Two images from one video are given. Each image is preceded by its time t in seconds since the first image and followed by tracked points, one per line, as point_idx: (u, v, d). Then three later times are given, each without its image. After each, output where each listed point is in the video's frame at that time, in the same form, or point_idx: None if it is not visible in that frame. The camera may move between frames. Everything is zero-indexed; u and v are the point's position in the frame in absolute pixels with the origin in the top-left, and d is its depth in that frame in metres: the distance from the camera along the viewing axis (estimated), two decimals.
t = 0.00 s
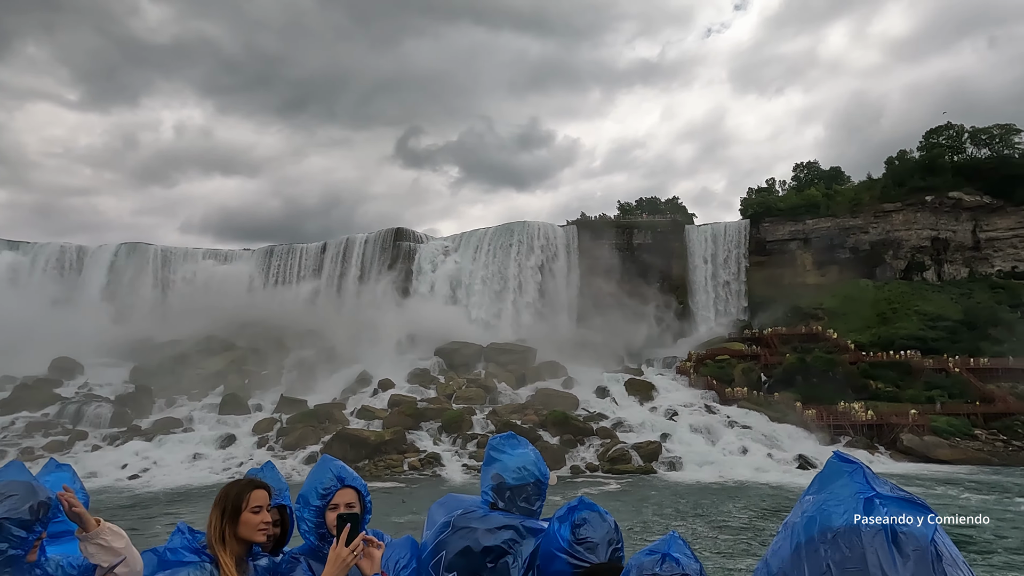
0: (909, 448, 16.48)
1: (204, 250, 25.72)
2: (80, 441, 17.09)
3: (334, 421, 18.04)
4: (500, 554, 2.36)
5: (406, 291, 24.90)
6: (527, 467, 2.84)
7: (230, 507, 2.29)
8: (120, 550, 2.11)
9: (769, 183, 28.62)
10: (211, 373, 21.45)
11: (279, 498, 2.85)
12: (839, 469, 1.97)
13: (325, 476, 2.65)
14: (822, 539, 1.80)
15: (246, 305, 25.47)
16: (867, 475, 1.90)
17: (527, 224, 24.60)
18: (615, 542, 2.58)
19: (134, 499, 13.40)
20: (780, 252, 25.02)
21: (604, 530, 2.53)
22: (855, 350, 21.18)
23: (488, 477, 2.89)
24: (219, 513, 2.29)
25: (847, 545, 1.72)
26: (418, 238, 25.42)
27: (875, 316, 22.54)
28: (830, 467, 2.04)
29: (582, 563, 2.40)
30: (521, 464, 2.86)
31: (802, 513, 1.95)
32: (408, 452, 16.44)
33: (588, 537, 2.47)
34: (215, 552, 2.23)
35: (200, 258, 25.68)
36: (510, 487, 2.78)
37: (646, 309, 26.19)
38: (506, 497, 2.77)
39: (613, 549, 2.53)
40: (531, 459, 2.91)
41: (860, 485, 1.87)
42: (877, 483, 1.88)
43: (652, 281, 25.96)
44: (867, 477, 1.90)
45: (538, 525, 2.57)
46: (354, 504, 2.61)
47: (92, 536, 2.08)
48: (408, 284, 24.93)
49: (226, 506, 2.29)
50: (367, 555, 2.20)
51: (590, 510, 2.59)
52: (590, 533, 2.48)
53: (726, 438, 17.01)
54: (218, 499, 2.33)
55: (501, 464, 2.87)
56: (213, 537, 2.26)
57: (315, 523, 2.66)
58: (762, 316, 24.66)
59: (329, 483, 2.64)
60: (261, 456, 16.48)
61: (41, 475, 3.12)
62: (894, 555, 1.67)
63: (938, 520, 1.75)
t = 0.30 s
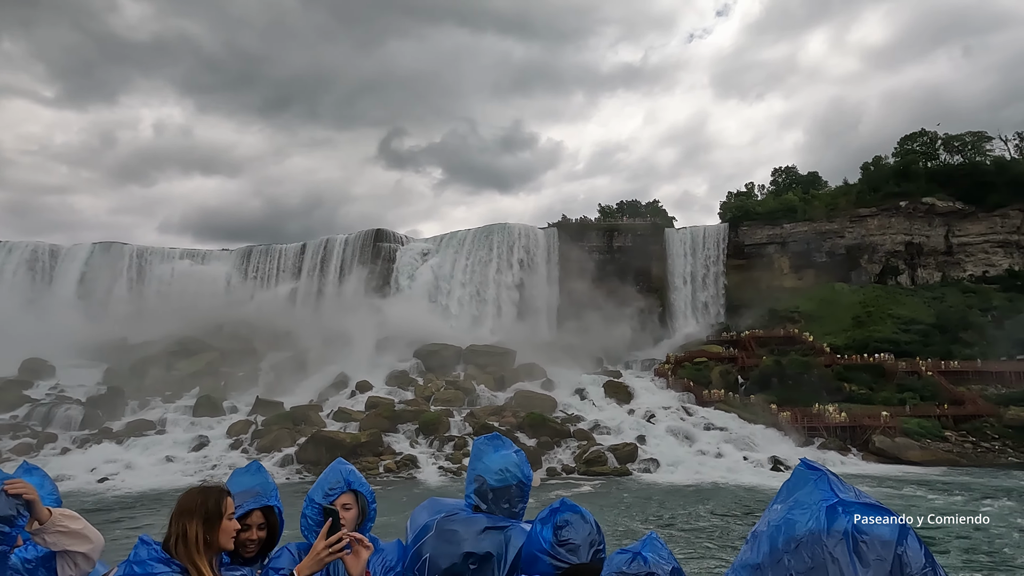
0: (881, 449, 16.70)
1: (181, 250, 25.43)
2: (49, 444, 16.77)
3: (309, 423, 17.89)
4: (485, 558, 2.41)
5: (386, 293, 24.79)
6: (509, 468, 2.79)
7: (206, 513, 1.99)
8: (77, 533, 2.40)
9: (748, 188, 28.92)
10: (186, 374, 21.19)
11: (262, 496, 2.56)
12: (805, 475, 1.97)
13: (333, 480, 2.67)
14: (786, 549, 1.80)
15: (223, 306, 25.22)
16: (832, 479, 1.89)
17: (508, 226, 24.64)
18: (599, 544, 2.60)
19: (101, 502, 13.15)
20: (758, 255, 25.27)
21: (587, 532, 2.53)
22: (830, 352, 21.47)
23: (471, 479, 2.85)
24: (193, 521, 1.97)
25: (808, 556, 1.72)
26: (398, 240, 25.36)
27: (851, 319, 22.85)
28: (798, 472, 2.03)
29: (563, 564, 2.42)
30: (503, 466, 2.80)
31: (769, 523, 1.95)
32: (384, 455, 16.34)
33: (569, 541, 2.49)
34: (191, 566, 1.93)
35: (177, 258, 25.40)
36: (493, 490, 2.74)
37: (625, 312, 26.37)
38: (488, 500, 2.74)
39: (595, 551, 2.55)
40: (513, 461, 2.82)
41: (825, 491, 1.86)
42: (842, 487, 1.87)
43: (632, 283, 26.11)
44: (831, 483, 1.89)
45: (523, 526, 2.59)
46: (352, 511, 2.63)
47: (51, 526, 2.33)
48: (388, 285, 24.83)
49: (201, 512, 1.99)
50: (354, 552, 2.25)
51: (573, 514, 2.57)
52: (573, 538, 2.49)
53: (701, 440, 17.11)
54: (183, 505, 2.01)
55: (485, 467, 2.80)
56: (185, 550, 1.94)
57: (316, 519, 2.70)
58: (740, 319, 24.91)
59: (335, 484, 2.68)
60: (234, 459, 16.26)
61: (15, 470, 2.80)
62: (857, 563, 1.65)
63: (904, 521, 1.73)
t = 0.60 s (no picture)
0: (852, 451, 16.88)
1: (157, 250, 25.17)
2: (15, 448, 16.43)
3: (284, 426, 17.72)
4: (466, 561, 2.59)
5: (365, 295, 24.70)
6: (488, 473, 2.86)
7: (173, 530, 2.02)
8: (46, 525, 2.17)
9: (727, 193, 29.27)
10: (160, 376, 20.89)
11: (242, 503, 2.57)
12: (799, 482, 2.05)
13: (321, 484, 2.65)
14: (774, 557, 1.88)
15: (200, 308, 24.95)
16: (824, 489, 1.98)
17: (488, 229, 24.67)
18: (576, 543, 2.78)
19: (66, 506, 12.89)
20: (736, 260, 25.53)
21: (564, 537, 2.71)
22: (805, 356, 21.77)
23: (451, 481, 2.93)
24: (159, 539, 2.00)
25: (797, 564, 1.81)
26: (378, 242, 25.28)
27: (825, 323, 23.17)
28: (791, 479, 2.11)
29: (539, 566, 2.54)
30: (483, 471, 2.87)
31: (759, 527, 2.03)
32: (359, 458, 16.21)
33: (547, 546, 2.66)
34: None
35: (153, 259, 25.12)
36: (473, 494, 2.82)
37: (605, 315, 26.54)
38: (467, 503, 2.83)
39: (572, 552, 2.72)
40: (493, 466, 2.90)
41: (816, 500, 1.95)
42: (832, 498, 1.96)
43: (611, 287, 26.28)
44: (822, 492, 1.98)
45: (502, 530, 2.76)
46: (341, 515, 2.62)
47: (18, 518, 2.10)
48: (367, 287, 24.75)
49: (168, 530, 2.02)
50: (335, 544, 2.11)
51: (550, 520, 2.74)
52: (552, 543, 2.66)
53: (676, 443, 17.20)
54: (149, 524, 2.03)
55: (466, 470, 2.88)
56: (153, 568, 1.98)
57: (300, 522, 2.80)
58: (718, 323, 25.17)
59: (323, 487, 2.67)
60: (206, 462, 16.04)
61: None
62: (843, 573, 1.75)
63: (892, 534, 1.83)
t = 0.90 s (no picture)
0: (825, 454, 17.13)
1: (133, 251, 24.85)
2: None
3: (259, 429, 17.55)
4: (443, 567, 2.51)
5: (344, 296, 24.55)
6: (467, 478, 2.85)
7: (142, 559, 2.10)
8: (26, 532, 2.25)
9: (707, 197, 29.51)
10: (134, 378, 20.58)
11: (231, 507, 2.61)
12: (798, 492, 2.15)
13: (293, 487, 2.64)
14: (773, 565, 2.00)
15: (176, 309, 24.62)
16: (822, 500, 2.08)
17: (468, 231, 24.65)
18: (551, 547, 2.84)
19: (31, 511, 12.64)
20: (715, 264, 25.64)
21: (540, 542, 2.76)
22: (781, 359, 22.01)
23: (430, 488, 2.90)
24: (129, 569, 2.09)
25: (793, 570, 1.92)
26: (357, 243, 25.13)
27: (802, 327, 23.43)
28: (791, 488, 2.21)
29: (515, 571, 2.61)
30: (463, 476, 2.86)
31: (761, 536, 2.15)
32: (334, 461, 16.08)
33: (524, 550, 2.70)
34: None
35: (128, 259, 24.79)
36: (452, 499, 2.80)
37: (585, 318, 26.66)
38: (447, 508, 2.80)
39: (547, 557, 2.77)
40: (472, 470, 2.89)
41: (814, 511, 2.05)
42: (830, 509, 2.05)
43: (591, 290, 26.41)
44: (822, 503, 2.07)
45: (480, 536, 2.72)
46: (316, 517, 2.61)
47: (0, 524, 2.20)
48: (346, 289, 24.62)
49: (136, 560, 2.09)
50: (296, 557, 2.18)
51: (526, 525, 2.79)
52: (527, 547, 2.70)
53: (652, 445, 17.28)
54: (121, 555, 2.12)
55: (445, 476, 2.85)
56: None
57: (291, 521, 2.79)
58: (696, 326, 25.39)
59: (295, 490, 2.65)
60: (178, 465, 15.81)
61: None
62: None
63: (885, 545, 1.91)
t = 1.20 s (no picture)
0: (801, 456, 17.32)
1: (109, 250, 24.55)
2: None
3: (235, 431, 17.39)
4: None
5: (325, 298, 24.41)
6: (448, 483, 2.50)
7: None
8: (23, 547, 2.41)
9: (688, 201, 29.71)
10: (108, 379, 20.28)
11: (208, 508, 2.50)
12: (776, 507, 2.06)
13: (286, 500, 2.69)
14: None
15: (152, 309, 24.29)
16: (799, 517, 1.98)
17: (450, 233, 24.62)
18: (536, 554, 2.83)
19: None
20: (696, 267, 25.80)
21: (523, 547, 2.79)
22: (759, 361, 22.20)
23: (408, 492, 2.56)
24: None
25: None
26: (338, 243, 25.00)
27: (780, 330, 23.65)
28: (770, 503, 2.12)
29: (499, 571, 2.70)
30: (442, 480, 2.51)
31: (735, 550, 2.04)
32: (311, 463, 15.96)
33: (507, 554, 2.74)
34: None
35: (105, 259, 24.49)
36: (431, 506, 2.46)
37: (567, 320, 26.74)
38: (425, 516, 2.46)
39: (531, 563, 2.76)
40: (453, 475, 2.54)
41: (791, 526, 1.95)
42: (807, 525, 1.96)
43: (572, 292, 26.50)
44: (799, 519, 1.98)
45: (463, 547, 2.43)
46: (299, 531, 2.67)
47: None
48: (327, 290, 24.48)
49: None
50: None
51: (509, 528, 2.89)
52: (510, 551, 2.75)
53: (630, 447, 17.35)
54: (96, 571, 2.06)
55: (424, 480, 2.50)
56: None
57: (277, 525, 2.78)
58: (676, 328, 25.57)
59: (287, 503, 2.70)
60: (150, 468, 15.59)
61: None
62: None
63: (861, 562, 1.83)
